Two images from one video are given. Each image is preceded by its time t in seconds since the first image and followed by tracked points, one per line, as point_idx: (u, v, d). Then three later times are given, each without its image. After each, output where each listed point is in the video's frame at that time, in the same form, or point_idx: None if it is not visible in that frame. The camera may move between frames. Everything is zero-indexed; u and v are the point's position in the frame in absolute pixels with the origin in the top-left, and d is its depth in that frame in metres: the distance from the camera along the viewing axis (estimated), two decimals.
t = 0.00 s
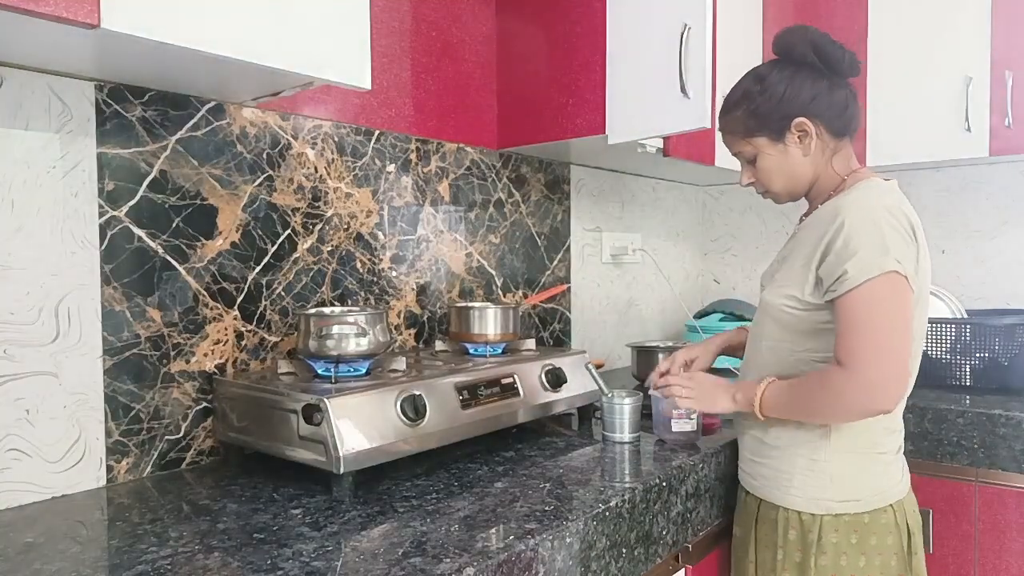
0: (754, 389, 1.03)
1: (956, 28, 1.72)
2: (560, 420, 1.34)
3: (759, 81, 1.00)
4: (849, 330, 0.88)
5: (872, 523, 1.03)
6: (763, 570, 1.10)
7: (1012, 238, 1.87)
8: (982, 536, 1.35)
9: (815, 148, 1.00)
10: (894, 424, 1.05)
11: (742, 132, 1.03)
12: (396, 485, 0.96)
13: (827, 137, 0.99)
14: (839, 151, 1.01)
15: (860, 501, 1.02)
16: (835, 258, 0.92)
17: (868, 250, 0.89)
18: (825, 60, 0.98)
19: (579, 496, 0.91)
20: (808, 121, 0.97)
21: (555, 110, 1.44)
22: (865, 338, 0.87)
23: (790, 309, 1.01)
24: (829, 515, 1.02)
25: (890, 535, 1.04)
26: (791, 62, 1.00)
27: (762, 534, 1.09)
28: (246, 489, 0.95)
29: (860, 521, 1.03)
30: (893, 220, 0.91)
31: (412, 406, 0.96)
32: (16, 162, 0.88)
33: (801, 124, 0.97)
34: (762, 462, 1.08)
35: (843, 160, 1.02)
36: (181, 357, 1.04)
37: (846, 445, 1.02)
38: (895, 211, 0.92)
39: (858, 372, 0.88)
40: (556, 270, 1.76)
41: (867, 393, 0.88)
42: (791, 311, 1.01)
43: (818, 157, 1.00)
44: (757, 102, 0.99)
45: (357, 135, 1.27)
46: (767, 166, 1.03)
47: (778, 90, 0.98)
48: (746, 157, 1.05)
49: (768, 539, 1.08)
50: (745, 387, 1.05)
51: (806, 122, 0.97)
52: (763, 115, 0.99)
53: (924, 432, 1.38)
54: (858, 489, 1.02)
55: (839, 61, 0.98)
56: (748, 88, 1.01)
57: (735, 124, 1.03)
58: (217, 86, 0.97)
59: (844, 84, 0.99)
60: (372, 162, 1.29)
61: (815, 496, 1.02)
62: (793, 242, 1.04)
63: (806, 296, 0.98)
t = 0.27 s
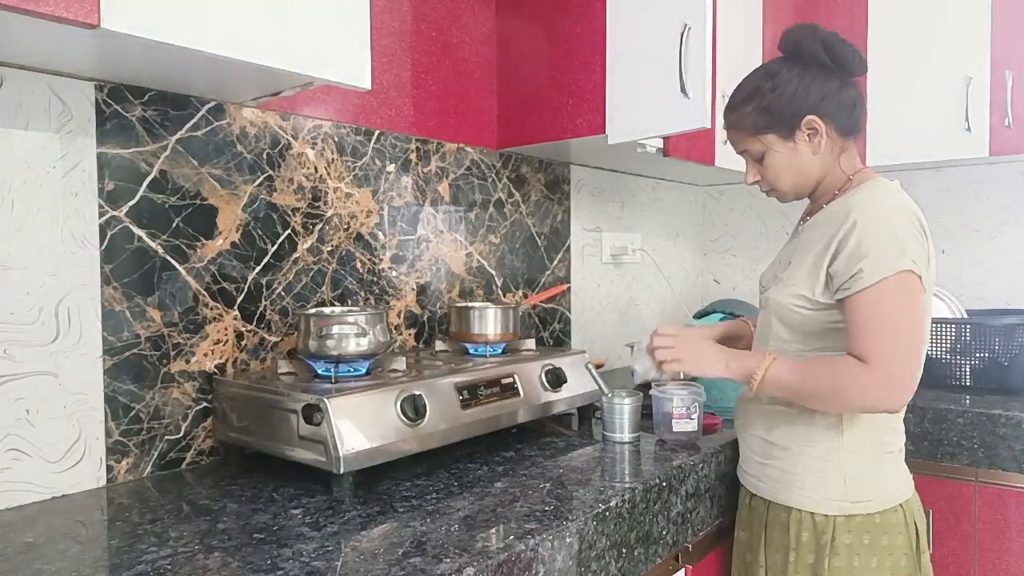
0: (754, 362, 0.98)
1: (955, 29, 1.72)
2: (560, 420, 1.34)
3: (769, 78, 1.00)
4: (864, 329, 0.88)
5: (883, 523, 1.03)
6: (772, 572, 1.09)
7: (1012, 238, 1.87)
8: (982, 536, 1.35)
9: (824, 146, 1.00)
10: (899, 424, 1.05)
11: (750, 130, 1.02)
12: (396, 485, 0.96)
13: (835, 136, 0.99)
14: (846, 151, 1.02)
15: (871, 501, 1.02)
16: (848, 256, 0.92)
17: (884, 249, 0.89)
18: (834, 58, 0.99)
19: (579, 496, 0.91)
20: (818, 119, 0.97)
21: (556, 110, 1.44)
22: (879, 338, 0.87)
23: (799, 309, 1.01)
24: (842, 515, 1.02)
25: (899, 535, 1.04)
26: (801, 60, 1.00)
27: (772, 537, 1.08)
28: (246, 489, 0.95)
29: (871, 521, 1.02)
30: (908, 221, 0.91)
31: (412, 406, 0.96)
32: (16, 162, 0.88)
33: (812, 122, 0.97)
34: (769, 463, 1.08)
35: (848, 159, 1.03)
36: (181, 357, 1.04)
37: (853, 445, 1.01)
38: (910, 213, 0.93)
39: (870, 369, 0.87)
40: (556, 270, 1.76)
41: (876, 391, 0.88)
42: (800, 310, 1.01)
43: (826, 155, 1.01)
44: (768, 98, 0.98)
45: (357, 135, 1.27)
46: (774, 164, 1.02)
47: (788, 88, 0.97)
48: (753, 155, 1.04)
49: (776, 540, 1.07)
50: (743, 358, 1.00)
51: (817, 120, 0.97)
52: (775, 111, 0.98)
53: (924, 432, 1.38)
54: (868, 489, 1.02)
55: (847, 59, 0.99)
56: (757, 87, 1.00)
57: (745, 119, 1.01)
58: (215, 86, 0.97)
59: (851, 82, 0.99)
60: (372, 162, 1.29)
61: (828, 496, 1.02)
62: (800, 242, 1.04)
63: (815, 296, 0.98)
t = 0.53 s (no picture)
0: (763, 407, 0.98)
1: (955, 29, 1.72)
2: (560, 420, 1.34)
3: (769, 79, 1.00)
4: (877, 337, 0.88)
5: (882, 523, 1.03)
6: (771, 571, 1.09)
7: (1012, 238, 1.87)
8: (981, 535, 1.35)
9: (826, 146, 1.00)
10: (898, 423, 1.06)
11: (751, 130, 1.02)
12: (396, 485, 0.96)
13: (836, 137, 1.00)
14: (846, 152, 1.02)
15: (870, 501, 1.02)
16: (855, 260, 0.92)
17: (892, 253, 0.89)
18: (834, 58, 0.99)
19: (579, 496, 0.91)
20: (819, 120, 0.97)
21: (556, 111, 1.44)
22: (892, 346, 0.87)
23: (803, 312, 1.01)
24: (841, 514, 1.02)
25: (899, 534, 1.04)
26: (801, 61, 1.00)
27: (771, 536, 1.08)
28: (246, 488, 0.96)
29: (871, 521, 1.02)
30: (914, 225, 0.92)
31: (412, 406, 0.96)
32: (17, 162, 0.88)
33: (813, 122, 0.97)
34: (769, 463, 1.08)
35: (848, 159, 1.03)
36: (182, 357, 1.04)
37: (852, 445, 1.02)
38: (914, 215, 0.93)
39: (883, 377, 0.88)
40: (556, 270, 1.76)
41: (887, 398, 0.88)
42: (805, 314, 1.01)
43: (826, 156, 1.01)
44: (768, 99, 0.98)
45: (358, 135, 1.27)
46: (776, 165, 1.02)
47: (788, 89, 0.97)
48: (753, 155, 1.04)
49: (776, 540, 1.07)
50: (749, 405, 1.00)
51: (817, 120, 0.97)
52: (774, 112, 0.98)
53: (923, 432, 1.39)
54: (867, 489, 1.02)
55: (847, 58, 0.99)
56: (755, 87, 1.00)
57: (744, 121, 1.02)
58: (215, 86, 0.98)
59: (850, 82, 1.00)
60: (372, 162, 1.29)
61: (827, 495, 1.02)
62: (801, 244, 1.04)
63: (820, 300, 0.99)
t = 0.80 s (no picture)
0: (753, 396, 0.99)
1: (955, 30, 1.72)
2: (560, 420, 1.34)
3: (773, 77, 0.99)
4: (868, 333, 0.88)
5: (882, 524, 1.03)
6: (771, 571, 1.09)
7: (1012, 238, 1.87)
8: (981, 535, 1.35)
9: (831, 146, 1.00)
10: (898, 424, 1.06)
11: (754, 130, 1.02)
12: (396, 485, 0.96)
13: (839, 137, 1.00)
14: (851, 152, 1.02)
15: (870, 502, 1.02)
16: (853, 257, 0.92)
17: (889, 252, 0.89)
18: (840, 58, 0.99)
19: (579, 496, 0.91)
20: (823, 120, 0.97)
21: (556, 111, 1.44)
22: (884, 344, 0.87)
23: (804, 312, 1.01)
24: (841, 515, 1.02)
25: (900, 535, 1.04)
26: (806, 60, 1.00)
27: (771, 537, 1.08)
28: (246, 488, 0.96)
29: (871, 521, 1.03)
30: (914, 226, 0.92)
31: (412, 406, 0.96)
32: (17, 162, 0.88)
33: (818, 122, 0.97)
34: (768, 463, 1.08)
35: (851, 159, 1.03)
36: (182, 357, 1.04)
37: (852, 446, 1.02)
38: (916, 217, 0.93)
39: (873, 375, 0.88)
40: (556, 270, 1.76)
41: (876, 397, 0.88)
42: (804, 312, 1.01)
43: (830, 155, 1.01)
44: (772, 98, 0.98)
45: (358, 135, 1.27)
46: (779, 165, 1.02)
47: (793, 88, 0.97)
48: (756, 155, 1.04)
49: (776, 541, 1.07)
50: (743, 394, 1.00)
51: (821, 121, 0.97)
52: (778, 112, 0.98)
53: (923, 432, 1.38)
54: (868, 490, 1.02)
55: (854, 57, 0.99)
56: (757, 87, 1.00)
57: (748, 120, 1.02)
58: (215, 86, 0.98)
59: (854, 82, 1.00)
60: (372, 162, 1.29)
61: (827, 496, 1.02)
62: (802, 243, 1.04)
63: (821, 299, 0.99)
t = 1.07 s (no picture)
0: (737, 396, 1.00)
1: (955, 31, 1.72)
2: (560, 420, 1.34)
3: (773, 77, 0.99)
4: (853, 329, 0.88)
5: (877, 523, 1.03)
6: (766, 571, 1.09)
7: (1012, 238, 1.87)
8: (981, 535, 1.35)
9: (829, 147, 1.00)
10: (894, 423, 1.06)
11: (753, 130, 1.02)
12: (396, 485, 0.96)
13: (838, 139, 1.00)
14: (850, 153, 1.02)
15: (865, 501, 1.02)
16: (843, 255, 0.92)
17: (878, 251, 0.89)
18: (840, 57, 0.99)
19: (579, 496, 0.91)
20: (822, 120, 0.97)
21: (555, 111, 1.44)
22: (868, 341, 0.87)
23: (799, 311, 1.01)
24: (836, 515, 1.02)
25: (895, 534, 1.04)
26: (806, 60, 1.00)
27: (766, 537, 1.08)
28: (246, 488, 0.96)
29: (866, 521, 1.03)
30: (905, 226, 0.91)
31: (412, 406, 0.96)
32: (17, 163, 0.88)
33: (817, 122, 0.97)
34: (764, 463, 1.08)
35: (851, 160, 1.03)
36: (182, 357, 1.04)
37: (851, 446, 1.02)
38: (909, 218, 0.93)
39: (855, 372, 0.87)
40: (556, 270, 1.76)
41: (858, 395, 0.88)
42: (798, 310, 1.01)
43: (829, 155, 1.01)
44: (771, 99, 0.98)
45: (358, 135, 1.27)
46: (778, 165, 1.02)
47: (793, 88, 0.97)
48: (755, 156, 1.04)
49: (771, 540, 1.07)
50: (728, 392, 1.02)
51: (819, 121, 0.97)
52: (778, 112, 0.98)
53: (923, 432, 1.38)
54: (862, 489, 1.02)
55: (854, 57, 0.99)
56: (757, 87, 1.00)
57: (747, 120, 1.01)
58: (215, 86, 0.98)
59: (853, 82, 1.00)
60: (372, 162, 1.29)
61: (822, 496, 1.02)
62: (797, 241, 1.04)
63: (814, 297, 0.99)
